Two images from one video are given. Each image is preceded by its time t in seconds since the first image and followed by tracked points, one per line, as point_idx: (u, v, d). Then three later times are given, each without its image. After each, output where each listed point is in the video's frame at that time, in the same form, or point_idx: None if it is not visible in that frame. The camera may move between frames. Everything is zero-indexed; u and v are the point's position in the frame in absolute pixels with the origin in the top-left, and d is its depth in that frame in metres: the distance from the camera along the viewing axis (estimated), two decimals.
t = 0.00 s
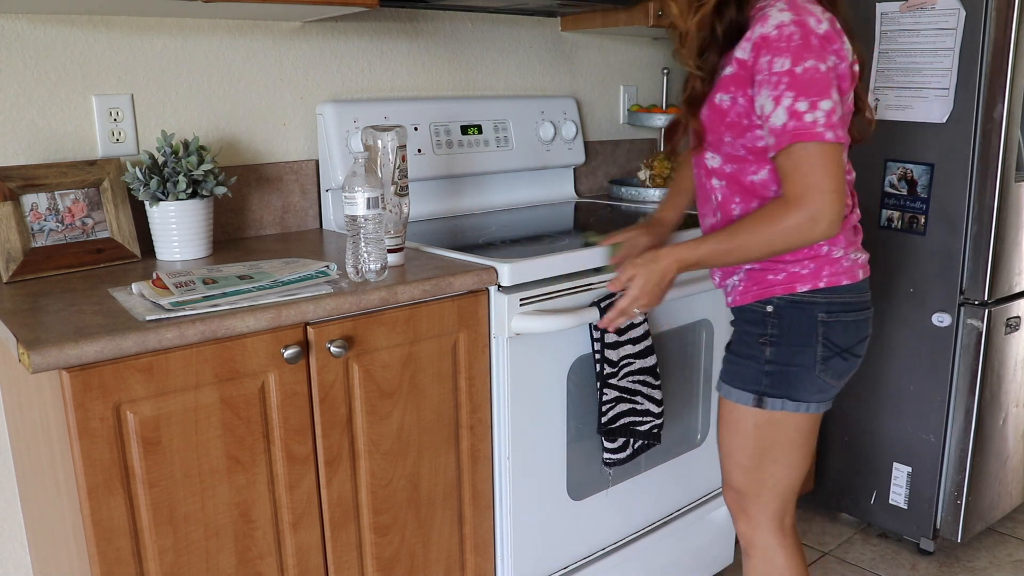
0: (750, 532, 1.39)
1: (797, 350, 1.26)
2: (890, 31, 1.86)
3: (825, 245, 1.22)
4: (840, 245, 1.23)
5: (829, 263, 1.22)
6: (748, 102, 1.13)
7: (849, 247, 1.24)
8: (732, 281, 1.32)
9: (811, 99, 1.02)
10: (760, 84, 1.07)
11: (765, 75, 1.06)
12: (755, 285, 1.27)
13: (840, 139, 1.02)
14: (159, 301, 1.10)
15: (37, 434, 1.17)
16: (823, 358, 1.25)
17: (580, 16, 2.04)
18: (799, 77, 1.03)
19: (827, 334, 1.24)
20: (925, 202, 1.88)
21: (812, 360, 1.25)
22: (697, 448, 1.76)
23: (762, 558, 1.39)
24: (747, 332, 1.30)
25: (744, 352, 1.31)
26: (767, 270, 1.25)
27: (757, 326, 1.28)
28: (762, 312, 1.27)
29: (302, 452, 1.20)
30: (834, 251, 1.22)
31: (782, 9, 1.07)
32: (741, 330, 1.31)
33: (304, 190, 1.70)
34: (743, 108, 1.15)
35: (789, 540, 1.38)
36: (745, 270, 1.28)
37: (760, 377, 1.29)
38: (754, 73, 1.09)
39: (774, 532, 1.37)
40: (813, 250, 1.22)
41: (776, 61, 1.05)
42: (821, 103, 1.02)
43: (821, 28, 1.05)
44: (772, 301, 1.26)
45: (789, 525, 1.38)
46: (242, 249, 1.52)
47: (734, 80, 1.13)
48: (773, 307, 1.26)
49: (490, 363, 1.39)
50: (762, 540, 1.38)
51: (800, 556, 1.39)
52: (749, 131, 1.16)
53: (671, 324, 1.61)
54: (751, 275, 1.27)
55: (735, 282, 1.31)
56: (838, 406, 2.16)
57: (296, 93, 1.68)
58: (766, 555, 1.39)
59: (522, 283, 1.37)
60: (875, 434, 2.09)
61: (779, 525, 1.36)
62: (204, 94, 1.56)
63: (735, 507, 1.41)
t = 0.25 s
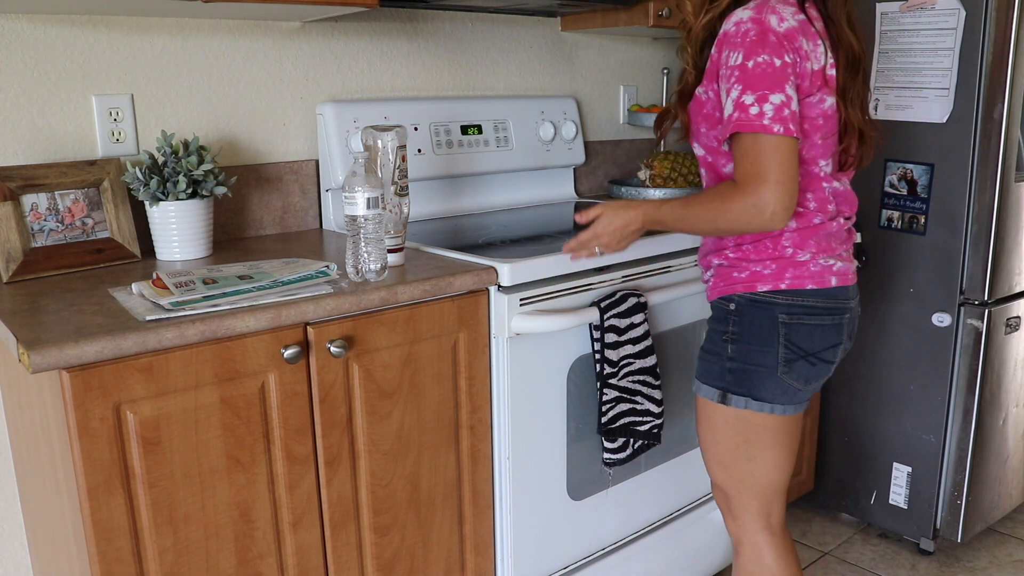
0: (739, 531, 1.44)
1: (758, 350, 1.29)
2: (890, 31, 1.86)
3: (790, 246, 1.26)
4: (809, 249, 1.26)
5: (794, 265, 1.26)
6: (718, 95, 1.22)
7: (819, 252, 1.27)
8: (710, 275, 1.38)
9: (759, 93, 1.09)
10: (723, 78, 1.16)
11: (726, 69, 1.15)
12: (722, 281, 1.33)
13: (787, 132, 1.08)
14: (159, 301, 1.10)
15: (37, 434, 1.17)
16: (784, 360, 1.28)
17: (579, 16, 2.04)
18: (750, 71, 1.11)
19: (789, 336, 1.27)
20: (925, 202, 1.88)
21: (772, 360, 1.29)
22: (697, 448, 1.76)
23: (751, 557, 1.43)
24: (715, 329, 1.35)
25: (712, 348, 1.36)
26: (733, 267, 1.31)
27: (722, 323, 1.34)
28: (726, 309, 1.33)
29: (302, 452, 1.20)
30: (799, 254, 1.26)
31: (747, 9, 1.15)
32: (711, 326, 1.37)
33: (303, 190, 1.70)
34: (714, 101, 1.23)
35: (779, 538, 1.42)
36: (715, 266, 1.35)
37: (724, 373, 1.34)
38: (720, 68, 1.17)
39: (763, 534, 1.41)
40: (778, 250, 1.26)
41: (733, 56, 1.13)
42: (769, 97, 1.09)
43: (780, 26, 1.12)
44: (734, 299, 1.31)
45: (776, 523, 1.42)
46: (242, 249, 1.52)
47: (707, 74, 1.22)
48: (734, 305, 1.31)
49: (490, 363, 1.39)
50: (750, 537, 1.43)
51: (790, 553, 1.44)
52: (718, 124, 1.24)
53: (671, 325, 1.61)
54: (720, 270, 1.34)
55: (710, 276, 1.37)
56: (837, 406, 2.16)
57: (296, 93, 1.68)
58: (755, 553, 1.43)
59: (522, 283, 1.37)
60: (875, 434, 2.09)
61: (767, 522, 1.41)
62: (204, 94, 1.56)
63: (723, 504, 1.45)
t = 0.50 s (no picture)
0: (719, 515, 1.47)
1: (745, 331, 1.35)
2: (890, 31, 1.86)
3: (770, 232, 1.32)
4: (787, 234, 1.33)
5: (774, 251, 1.32)
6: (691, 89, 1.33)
7: (796, 237, 1.33)
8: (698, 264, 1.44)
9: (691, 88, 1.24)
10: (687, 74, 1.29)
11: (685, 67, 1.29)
12: (710, 270, 1.39)
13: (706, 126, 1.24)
14: (160, 301, 1.10)
15: (37, 434, 1.17)
16: (769, 339, 1.34)
17: (580, 16, 2.04)
18: (694, 70, 1.24)
19: (773, 317, 1.34)
20: (925, 202, 1.88)
21: (758, 340, 1.34)
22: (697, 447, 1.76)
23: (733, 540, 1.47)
24: (705, 316, 1.40)
25: (701, 334, 1.41)
26: (720, 255, 1.37)
27: (711, 309, 1.39)
28: (714, 295, 1.38)
29: (302, 452, 1.20)
30: (778, 239, 1.32)
31: (716, 12, 1.26)
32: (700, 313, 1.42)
33: (304, 190, 1.70)
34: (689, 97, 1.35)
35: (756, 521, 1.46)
36: (704, 256, 1.41)
37: (712, 356, 1.38)
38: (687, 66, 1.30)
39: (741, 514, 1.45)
40: (758, 236, 1.33)
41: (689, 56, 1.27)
42: (696, 93, 1.24)
43: (735, 28, 1.23)
44: (722, 286, 1.37)
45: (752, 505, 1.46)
46: (242, 249, 1.52)
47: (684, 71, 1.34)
48: (723, 291, 1.37)
49: (490, 363, 1.39)
50: (730, 520, 1.46)
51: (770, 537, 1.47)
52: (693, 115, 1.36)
53: (671, 324, 1.61)
54: (708, 260, 1.39)
55: (699, 267, 1.43)
56: (837, 406, 2.16)
57: (296, 93, 1.68)
58: (736, 535, 1.47)
59: (522, 283, 1.37)
60: (874, 433, 2.10)
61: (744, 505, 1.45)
62: (204, 94, 1.56)
63: (701, 489, 1.49)
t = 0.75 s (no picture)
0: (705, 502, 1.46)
1: (754, 314, 1.35)
2: (890, 31, 1.86)
3: (774, 213, 1.34)
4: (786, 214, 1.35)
5: (779, 231, 1.34)
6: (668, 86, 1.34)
7: (797, 216, 1.36)
8: (701, 257, 1.44)
9: (682, 70, 1.24)
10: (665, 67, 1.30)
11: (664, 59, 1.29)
12: (716, 257, 1.38)
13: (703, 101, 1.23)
14: (159, 301, 1.10)
15: (37, 434, 1.17)
16: (778, 320, 1.34)
17: (580, 16, 2.04)
18: (678, 55, 1.25)
19: (781, 297, 1.34)
20: (925, 202, 1.88)
21: (767, 321, 1.34)
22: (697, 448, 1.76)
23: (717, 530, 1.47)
24: (712, 301, 1.40)
25: (708, 319, 1.40)
26: (727, 240, 1.37)
27: (719, 295, 1.38)
28: (722, 281, 1.37)
29: (301, 453, 1.20)
30: (782, 219, 1.35)
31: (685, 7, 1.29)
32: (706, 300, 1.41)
33: (303, 190, 1.70)
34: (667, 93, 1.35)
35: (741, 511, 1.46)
36: (708, 245, 1.41)
37: (721, 341, 1.37)
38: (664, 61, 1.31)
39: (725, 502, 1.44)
40: (762, 219, 1.34)
41: (669, 46, 1.28)
42: (688, 73, 1.23)
43: (709, 17, 1.25)
44: (730, 270, 1.36)
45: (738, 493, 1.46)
46: (242, 249, 1.52)
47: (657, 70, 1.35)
48: (731, 276, 1.36)
49: (490, 363, 1.39)
50: (714, 507, 1.45)
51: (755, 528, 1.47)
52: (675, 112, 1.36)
53: (670, 325, 1.61)
54: (713, 248, 1.39)
55: (703, 259, 1.43)
56: (837, 405, 2.16)
57: (296, 93, 1.68)
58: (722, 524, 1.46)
59: (522, 283, 1.37)
60: (875, 433, 2.10)
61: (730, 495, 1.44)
62: (204, 94, 1.56)
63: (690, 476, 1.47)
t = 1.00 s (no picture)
0: (719, 511, 1.45)
1: (766, 320, 1.33)
2: (890, 31, 1.86)
3: (771, 215, 1.33)
4: (780, 214, 1.34)
5: (778, 232, 1.33)
6: (649, 91, 1.27)
7: (789, 216, 1.35)
8: (696, 270, 1.38)
9: (687, 65, 1.16)
10: (651, 69, 1.22)
11: (652, 59, 1.21)
12: (717, 267, 1.34)
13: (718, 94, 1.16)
14: (159, 301, 1.10)
15: (38, 434, 1.17)
16: (789, 323, 1.34)
17: (579, 16, 2.04)
18: (675, 50, 1.17)
19: (791, 300, 1.34)
20: (925, 202, 1.88)
21: (780, 326, 1.34)
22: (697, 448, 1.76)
23: (726, 538, 1.45)
24: (718, 313, 1.36)
25: (716, 332, 1.37)
26: (727, 249, 1.32)
27: (726, 306, 1.34)
28: (728, 292, 1.33)
29: (301, 453, 1.20)
30: (779, 220, 1.33)
31: (658, 8, 1.23)
32: (710, 312, 1.37)
33: (303, 190, 1.70)
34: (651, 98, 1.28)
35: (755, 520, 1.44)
36: (706, 256, 1.36)
37: (735, 353, 1.34)
38: (646, 64, 1.24)
39: (742, 513, 1.43)
40: (761, 223, 1.32)
41: (656, 44, 1.20)
42: (696, 67, 1.16)
43: (692, 14, 1.20)
44: (736, 280, 1.32)
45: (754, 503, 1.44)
46: (242, 249, 1.52)
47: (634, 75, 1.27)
48: (738, 284, 1.32)
49: (490, 363, 1.39)
50: (728, 516, 1.44)
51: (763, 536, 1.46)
52: (660, 117, 1.29)
53: (670, 325, 1.61)
54: (713, 258, 1.35)
55: (699, 272, 1.38)
56: (837, 406, 2.16)
57: (296, 93, 1.68)
58: (732, 531, 1.45)
59: (522, 283, 1.37)
60: (875, 434, 2.09)
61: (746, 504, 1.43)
62: (204, 94, 1.56)
63: (704, 486, 1.45)
